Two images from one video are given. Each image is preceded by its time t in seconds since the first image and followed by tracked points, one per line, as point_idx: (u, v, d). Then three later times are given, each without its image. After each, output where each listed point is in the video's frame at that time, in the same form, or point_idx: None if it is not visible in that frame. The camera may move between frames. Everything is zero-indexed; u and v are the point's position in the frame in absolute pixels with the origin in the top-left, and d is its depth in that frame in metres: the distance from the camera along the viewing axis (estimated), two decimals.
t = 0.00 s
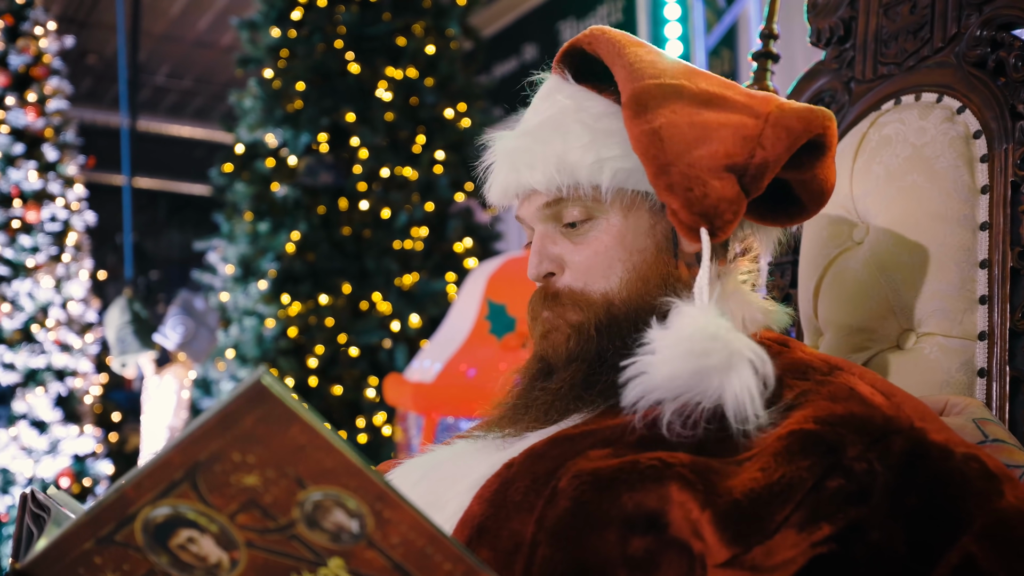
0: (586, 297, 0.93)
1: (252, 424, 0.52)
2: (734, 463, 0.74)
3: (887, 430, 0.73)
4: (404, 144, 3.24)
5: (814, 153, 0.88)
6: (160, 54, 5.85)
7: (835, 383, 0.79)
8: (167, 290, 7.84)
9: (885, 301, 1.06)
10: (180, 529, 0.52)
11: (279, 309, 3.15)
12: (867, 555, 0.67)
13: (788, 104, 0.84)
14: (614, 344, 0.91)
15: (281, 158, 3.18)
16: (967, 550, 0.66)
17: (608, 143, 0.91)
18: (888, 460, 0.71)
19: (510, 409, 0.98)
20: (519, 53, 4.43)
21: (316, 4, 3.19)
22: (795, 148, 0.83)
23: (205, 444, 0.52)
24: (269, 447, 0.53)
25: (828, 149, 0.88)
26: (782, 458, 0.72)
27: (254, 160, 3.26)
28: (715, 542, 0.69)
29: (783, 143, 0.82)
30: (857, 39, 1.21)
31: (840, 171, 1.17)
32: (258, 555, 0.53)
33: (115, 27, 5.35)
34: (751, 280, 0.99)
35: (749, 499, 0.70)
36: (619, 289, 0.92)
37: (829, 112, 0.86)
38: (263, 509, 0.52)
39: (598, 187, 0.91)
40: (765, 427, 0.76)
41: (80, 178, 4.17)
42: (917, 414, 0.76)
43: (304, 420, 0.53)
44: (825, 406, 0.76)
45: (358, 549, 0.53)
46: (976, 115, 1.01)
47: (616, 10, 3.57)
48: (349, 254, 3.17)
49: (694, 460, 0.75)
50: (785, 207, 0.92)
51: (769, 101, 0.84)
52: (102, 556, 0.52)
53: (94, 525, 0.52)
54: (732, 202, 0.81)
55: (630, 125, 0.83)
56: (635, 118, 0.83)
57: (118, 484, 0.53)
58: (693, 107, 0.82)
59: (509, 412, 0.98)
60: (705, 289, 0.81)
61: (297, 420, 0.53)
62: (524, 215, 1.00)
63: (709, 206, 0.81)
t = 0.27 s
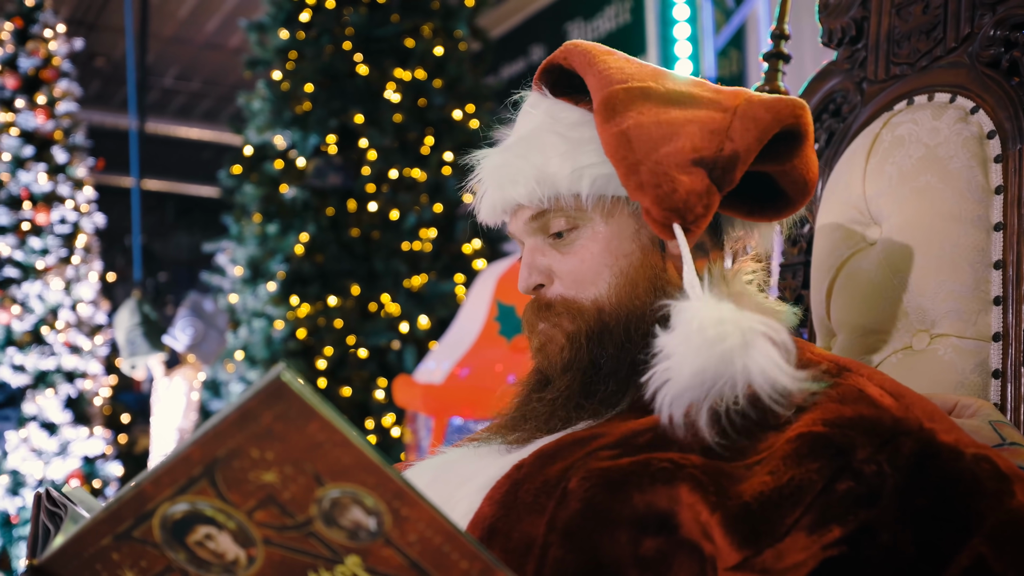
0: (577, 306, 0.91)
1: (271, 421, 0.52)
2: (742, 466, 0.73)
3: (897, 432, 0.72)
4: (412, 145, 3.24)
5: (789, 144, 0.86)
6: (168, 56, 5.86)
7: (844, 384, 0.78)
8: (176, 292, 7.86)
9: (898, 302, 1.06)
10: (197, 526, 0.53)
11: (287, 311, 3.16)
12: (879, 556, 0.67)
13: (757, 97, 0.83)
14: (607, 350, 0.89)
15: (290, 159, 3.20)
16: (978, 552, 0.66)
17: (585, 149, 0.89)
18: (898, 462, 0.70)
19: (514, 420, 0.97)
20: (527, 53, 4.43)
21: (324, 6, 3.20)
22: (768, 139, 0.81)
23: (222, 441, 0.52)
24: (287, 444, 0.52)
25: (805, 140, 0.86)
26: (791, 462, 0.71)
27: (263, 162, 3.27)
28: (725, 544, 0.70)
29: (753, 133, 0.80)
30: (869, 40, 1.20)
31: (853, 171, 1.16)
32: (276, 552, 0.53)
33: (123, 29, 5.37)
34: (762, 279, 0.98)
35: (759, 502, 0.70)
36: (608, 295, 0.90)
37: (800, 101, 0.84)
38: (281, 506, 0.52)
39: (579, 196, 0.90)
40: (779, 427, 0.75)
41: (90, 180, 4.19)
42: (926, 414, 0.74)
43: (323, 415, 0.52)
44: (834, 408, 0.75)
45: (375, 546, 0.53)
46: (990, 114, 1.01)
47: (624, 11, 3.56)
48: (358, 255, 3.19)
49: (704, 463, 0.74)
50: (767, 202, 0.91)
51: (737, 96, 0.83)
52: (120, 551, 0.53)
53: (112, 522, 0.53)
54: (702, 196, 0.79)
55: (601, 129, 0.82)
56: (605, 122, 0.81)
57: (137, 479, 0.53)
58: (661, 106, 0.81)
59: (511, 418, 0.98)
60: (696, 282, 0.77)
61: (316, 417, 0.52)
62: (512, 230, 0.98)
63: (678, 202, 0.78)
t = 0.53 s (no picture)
0: (581, 320, 0.91)
1: (278, 423, 0.51)
2: (753, 469, 0.72)
3: (910, 430, 0.71)
4: (420, 145, 3.23)
5: (792, 151, 0.84)
6: (175, 58, 5.87)
7: (855, 383, 0.77)
8: (184, 292, 7.87)
9: (913, 300, 1.05)
10: (207, 529, 0.51)
11: (296, 311, 3.19)
12: (893, 557, 0.67)
13: (760, 107, 0.80)
14: (614, 363, 0.89)
15: (297, 160, 3.19)
16: (994, 553, 0.66)
17: (582, 165, 0.87)
18: (912, 461, 0.70)
19: (521, 427, 0.97)
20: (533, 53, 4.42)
21: (331, 6, 3.20)
22: (769, 154, 0.79)
23: (230, 443, 0.51)
24: (296, 446, 0.52)
25: (807, 146, 0.84)
26: (803, 464, 0.70)
27: (271, 162, 3.27)
28: (739, 549, 0.68)
29: (754, 150, 0.78)
30: (881, 35, 1.20)
31: (866, 167, 1.16)
32: (286, 556, 0.52)
33: (130, 31, 5.38)
34: (769, 276, 0.99)
35: (772, 505, 0.68)
36: (612, 309, 0.89)
37: (803, 108, 0.82)
38: (290, 508, 0.52)
39: (577, 213, 0.88)
40: (789, 428, 0.75)
41: (99, 181, 4.20)
42: (941, 410, 0.74)
43: (333, 418, 0.52)
44: (845, 408, 0.74)
45: (386, 550, 0.53)
46: (1004, 109, 0.99)
47: (631, 10, 3.55)
48: (366, 255, 3.19)
49: (716, 466, 0.72)
50: (770, 205, 0.88)
51: (738, 107, 0.80)
52: (130, 555, 0.52)
53: (121, 524, 0.51)
54: (707, 223, 0.77)
55: (598, 151, 0.80)
56: (602, 143, 0.79)
57: (147, 482, 0.52)
58: (659, 125, 0.78)
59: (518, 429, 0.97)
60: (688, 315, 0.76)
61: (325, 419, 0.52)
62: (512, 244, 0.97)
63: (683, 232, 0.77)
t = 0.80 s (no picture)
0: (574, 322, 0.90)
1: (282, 428, 0.52)
2: (756, 469, 0.71)
3: (912, 426, 0.71)
4: (424, 145, 3.23)
5: (770, 141, 0.82)
6: (177, 59, 5.88)
7: (855, 379, 0.77)
8: (188, 294, 7.87)
9: (920, 295, 1.05)
10: (210, 534, 0.51)
11: (300, 311, 3.17)
12: (897, 555, 0.66)
13: (734, 99, 0.78)
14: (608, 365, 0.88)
15: (301, 161, 3.20)
16: (999, 548, 0.65)
17: (564, 170, 0.88)
18: (916, 457, 0.69)
19: (519, 424, 0.96)
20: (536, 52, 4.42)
21: (333, 6, 3.19)
22: (746, 145, 0.77)
23: (233, 448, 0.51)
24: (299, 451, 0.52)
25: (786, 135, 0.82)
26: (807, 461, 0.69)
27: (274, 163, 3.28)
28: (744, 549, 0.67)
29: (729, 143, 0.76)
30: (885, 30, 1.19)
31: (872, 162, 1.16)
32: (290, 560, 0.52)
33: (133, 33, 5.38)
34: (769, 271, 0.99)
35: (776, 503, 0.68)
36: (603, 311, 0.89)
37: (779, 97, 0.79)
38: (294, 513, 0.51)
39: (563, 218, 0.89)
40: (792, 426, 0.75)
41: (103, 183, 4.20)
42: (944, 404, 0.73)
43: (333, 423, 0.52)
44: (847, 404, 0.74)
45: (391, 553, 0.52)
46: (1010, 103, 0.99)
47: (634, 8, 3.55)
48: (370, 255, 3.19)
49: (720, 465, 0.72)
50: (754, 198, 0.86)
51: (712, 101, 0.79)
52: (132, 562, 0.51)
53: (123, 531, 0.51)
54: (685, 219, 0.76)
55: (576, 153, 0.79)
56: (579, 145, 0.79)
57: (149, 488, 0.52)
58: (633, 125, 0.77)
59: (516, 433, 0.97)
60: (672, 314, 0.76)
61: (326, 423, 0.52)
62: (502, 253, 0.97)
63: (661, 229, 0.76)
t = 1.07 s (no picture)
0: (582, 314, 0.90)
1: (288, 418, 0.51)
2: (762, 466, 0.71)
3: (920, 423, 0.70)
4: (426, 143, 3.22)
5: (788, 143, 0.81)
6: (179, 58, 5.87)
7: (861, 375, 0.77)
8: (191, 293, 7.88)
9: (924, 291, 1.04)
10: (215, 527, 0.51)
11: (303, 310, 3.17)
12: (906, 550, 0.66)
13: (755, 97, 0.78)
14: (619, 361, 0.87)
15: (302, 159, 3.22)
16: (1007, 544, 0.65)
17: (577, 160, 0.87)
18: (923, 453, 0.69)
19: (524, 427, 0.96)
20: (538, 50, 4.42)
21: (335, 4, 3.19)
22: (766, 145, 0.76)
23: (240, 438, 0.51)
24: (306, 442, 0.51)
25: (804, 139, 0.81)
26: (814, 458, 0.69)
27: (276, 162, 3.28)
28: (751, 547, 0.66)
29: (748, 141, 0.75)
30: (890, 25, 1.19)
31: (875, 158, 1.15)
32: (295, 553, 0.51)
33: (134, 32, 5.38)
34: (773, 266, 0.99)
35: (783, 501, 0.68)
36: (612, 304, 0.89)
37: (802, 100, 0.79)
38: (299, 505, 0.51)
39: (574, 208, 0.88)
40: (798, 424, 0.74)
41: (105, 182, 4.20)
42: (950, 400, 0.73)
43: (341, 412, 0.51)
44: (854, 401, 0.73)
45: (397, 546, 0.52)
46: (1015, 98, 0.98)
47: (636, 6, 3.54)
48: (373, 254, 3.19)
49: (725, 463, 0.71)
50: (769, 199, 0.85)
51: (734, 99, 0.78)
52: (136, 554, 0.51)
53: (127, 523, 0.51)
54: (698, 214, 0.76)
55: (592, 141, 0.79)
56: (595, 134, 0.79)
57: (152, 481, 0.52)
58: (652, 116, 0.77)
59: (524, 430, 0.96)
60: (685, 306, 0.76)
61: (334, 414, 0.51)
62: (511, 240, 0.97)
63: (674, 223, 0.76)
